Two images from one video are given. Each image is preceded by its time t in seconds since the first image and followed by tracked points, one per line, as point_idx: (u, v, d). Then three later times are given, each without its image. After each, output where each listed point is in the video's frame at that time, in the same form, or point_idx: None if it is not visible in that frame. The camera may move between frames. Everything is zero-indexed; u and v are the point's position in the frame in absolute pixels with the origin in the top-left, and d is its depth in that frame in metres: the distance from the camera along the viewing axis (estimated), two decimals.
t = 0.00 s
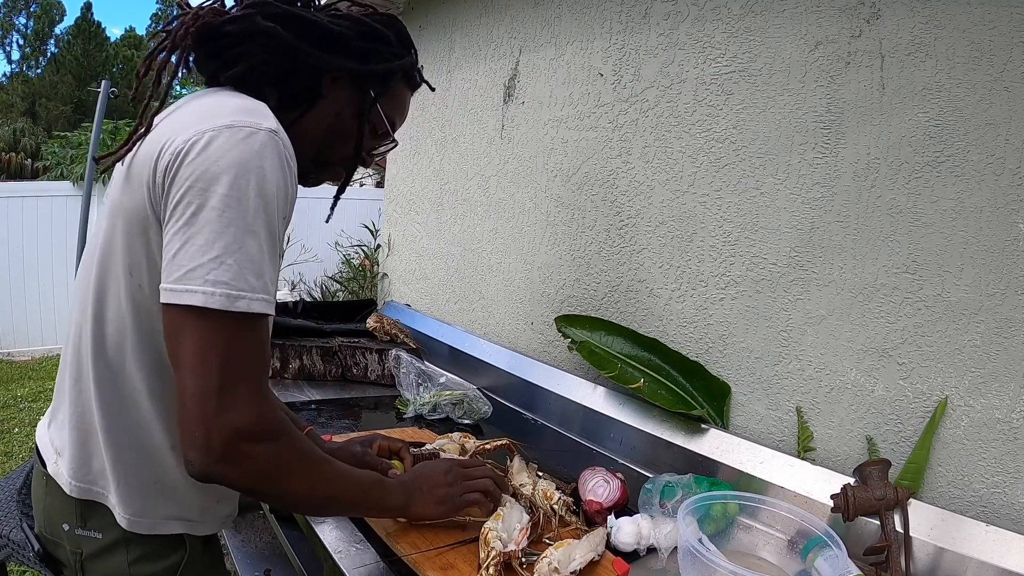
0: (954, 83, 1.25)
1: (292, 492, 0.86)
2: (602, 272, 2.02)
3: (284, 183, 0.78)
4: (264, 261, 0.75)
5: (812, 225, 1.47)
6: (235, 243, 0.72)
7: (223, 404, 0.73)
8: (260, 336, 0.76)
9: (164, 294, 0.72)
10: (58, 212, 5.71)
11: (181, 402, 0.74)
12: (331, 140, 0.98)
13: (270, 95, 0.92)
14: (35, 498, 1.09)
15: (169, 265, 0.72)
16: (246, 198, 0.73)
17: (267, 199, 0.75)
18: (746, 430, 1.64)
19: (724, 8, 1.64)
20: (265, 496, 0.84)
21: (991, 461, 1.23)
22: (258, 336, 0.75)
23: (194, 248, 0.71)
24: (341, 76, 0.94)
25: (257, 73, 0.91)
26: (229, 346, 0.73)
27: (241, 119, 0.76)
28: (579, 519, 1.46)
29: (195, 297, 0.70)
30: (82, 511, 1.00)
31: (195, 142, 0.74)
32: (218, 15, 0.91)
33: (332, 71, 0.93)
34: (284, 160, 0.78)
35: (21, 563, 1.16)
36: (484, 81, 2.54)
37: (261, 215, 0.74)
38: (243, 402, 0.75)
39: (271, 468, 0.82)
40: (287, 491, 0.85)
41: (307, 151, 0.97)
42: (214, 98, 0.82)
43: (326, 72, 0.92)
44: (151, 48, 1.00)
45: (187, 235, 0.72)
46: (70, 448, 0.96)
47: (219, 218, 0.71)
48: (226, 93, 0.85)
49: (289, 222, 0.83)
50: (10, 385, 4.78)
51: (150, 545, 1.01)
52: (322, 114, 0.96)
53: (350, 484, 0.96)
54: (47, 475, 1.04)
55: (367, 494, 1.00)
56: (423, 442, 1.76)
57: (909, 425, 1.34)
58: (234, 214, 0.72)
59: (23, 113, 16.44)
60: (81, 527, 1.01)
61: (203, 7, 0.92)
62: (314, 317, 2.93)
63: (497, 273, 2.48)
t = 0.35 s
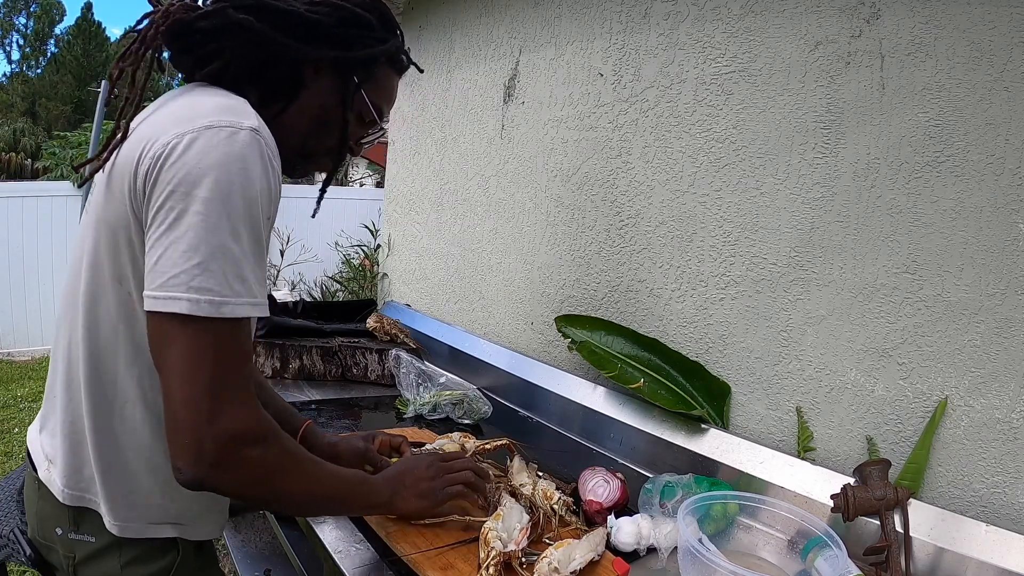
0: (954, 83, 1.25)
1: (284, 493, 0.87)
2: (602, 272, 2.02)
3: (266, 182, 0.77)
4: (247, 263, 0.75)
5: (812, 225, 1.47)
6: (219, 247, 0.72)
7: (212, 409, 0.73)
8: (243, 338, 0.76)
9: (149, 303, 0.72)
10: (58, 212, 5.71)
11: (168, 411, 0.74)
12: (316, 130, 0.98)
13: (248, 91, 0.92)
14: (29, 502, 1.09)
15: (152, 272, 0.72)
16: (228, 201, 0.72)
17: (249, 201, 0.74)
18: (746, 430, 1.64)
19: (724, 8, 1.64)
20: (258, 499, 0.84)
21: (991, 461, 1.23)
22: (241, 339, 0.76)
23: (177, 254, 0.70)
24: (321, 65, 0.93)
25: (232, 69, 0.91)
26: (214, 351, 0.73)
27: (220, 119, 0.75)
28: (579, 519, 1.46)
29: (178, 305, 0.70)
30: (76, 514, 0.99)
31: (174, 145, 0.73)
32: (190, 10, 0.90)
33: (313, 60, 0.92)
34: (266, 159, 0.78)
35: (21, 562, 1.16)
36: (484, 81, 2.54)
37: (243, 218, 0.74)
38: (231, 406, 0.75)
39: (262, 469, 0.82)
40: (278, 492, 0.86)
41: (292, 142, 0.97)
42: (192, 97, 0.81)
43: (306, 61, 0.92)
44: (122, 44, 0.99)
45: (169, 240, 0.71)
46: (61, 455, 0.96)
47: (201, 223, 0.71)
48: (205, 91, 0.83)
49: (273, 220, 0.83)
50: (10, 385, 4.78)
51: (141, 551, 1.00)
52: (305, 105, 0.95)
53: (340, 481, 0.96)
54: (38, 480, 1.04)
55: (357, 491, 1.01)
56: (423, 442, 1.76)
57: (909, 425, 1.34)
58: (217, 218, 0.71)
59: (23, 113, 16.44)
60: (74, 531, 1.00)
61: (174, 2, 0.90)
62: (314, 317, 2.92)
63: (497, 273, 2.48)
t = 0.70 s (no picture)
0: (954, 83, 1.25)
1: (276, 499, 0.87)
2: (602, 272, 2.02)
3: (250, 187, 0.77)
4: (231, 271, 0.75)
5: (812, 225, 1.47)
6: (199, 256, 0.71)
7: (198, 418, 0.74)
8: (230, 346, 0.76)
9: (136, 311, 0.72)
10: (58, 212, 5.71)
11: (156, 418, 0.74)
12: (310, 127, 0.98)
13: (238, 90, 0.93)
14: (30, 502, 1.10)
15: (138, 281, 0.72)
16: (208, 209, 0.71)
17: (232, 208, 0.74)
18: (746, 430, 1.64)
19: (724, 8, 1.64)
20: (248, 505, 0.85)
21: (991, 461, 1.23)
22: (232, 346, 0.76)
23: (158, 264, 0.71)
24: (313, 59, 0.93)
25: (220, 68, 0.91)
26: (198, 359, 0.73)
27: (201, 123, 0.75)
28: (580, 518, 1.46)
29: (163, 316, 0.71)
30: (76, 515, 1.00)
31: (154, 151, 0.73)
32: (177, 9, 0.90)
33: (304, 56, 0.92)
34: (249, 164, 0.77)
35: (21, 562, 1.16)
36: (484, 81, 2.54)
37: (226, 227, 0.73)
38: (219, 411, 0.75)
39: (252, 477, 0.82)
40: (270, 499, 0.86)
41: (286, 139, 0.97)
42: (176, 100, 0.80)
43: (297, 57, 0.91)
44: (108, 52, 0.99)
45: (151, 250, 0.71)
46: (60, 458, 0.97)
47: (181, 232, 0.70)
48: (189, 93, 0.83)
49: (261, 222, 0.82)
50: (10, 385, 4.78)
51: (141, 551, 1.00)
52: (298, 101, 0.95)
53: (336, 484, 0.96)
54: (38, 482, 1.05)
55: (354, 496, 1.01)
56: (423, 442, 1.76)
57: (909, 425, 1.34)
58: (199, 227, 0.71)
59: (23, 113, 16.45)
60: (73, 531, 1.01)
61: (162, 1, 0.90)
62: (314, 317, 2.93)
63: (497, 273, 2.48)
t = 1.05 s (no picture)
0: (954, 83, 1.25)
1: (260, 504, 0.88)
2: (603, 272, 2.02)
3: (218, 197, 0.76)
4: (196, 284, 0.74)
5: (812, 225, 1.48)
6: (161, 270, 0.71)
7: (163, 433, 0.75)
8: (197, 356, 0.75)
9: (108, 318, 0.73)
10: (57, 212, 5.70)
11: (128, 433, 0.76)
12: (304, 122, 0.98)
13: (226, 88, 0.92)
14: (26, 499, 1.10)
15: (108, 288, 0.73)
16: (170, 224, 0.71)
17: (197, 220, 0.73)
18: (746, 430, 1.64)
19: (724, 8, 1.64)
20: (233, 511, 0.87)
21: (991, 460, 1.23)
22: (194, 356, 0.75)
23: (125, 276, 0.71)
24: (305, 53, 0.92)
25: (208, 68, 0.91)
26: (161, 374, 0.73)
27: (169, 133, 0.75)
28: (580, 518, 1.46)
29: (127, 327, 0.71)
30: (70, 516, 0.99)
31: (121, 162, 0.73)
32: (157, 11, 0.89)
33: (294, 50, 0.91)
34: (217, 175, 0.76)
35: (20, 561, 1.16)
36: (484, 81, 2.54)
37: (191, 240, 0.72)
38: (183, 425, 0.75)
39: (230, 486, 0.83)
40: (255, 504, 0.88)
41: (281, 134, 0.98)
42: (151, 105, 0.81)
43: (286, 52, 0.91)
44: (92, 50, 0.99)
45: (118, 261, 0.72)
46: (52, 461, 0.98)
47: (145, 245, 0.70)
48: (167, 98, 0.83)
49: (234, 230, 0.82)
50: (10, 385, 4.78)
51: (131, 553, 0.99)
52: (290, 97, 0.95)
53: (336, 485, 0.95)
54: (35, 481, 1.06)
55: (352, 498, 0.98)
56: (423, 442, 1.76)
57: (909, 425, 1.34)
58: (162, 239, 0.70)
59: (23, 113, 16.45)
60: (68, 529, 1.01)
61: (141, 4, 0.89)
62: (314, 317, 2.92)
63: (497, 273, 2.48)
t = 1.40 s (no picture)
0: (954, 83, 1.25)
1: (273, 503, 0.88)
2: (602, 272, 2.02)
3: (232, 187, 0.76)
4: (211, 272, 0.74)
5: (812, 225, 1.48)
6: (178, 257, 0.71)
7: (187, 424, 0.74)
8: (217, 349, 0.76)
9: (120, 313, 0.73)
10: (57, 212, 5.70)
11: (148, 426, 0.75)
12: (305, 122, 0.98)
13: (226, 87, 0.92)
14: (25, 496, 1.10)
15: (121, 282, 0.73)
16: (186, 211, 0.71)
17: (212, 208, 0.73)
18: (746, 430, 1.64)
19: (724, 8, 1.64)
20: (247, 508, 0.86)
21: (991, 460, 1.23)
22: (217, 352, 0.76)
23: (140, 266, 0.71)
24: (305, 53, 0.92)
25: (208, 68, 0.91)
26: (185, 365, 0.73)
27: (182, 125, 0.75)
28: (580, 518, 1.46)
29: (144, 317, 0.71)
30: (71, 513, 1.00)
31: (136, 154, 0.73)
32: (159, 12, 0.90)
33: (294, 50, 0.91)
34: (230, 166, 0.76)
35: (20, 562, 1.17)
36: (484, 81, 2.54)
37: (206, 228, 0.72)
38: (207, 419, 0.76)
39: (248, 481, 0.83)
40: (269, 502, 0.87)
41: (281, 134, 0.97)
42: (161, 101, 0.81)
43: (286, 52, 0.91)
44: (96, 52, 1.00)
45: (134, 252, 0.72)
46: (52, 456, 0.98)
47: (161, 233, 0.70)
48: (176, 95, 0.84)
49: (246, 222, 0.82)
50: (10, 385, 4.78)
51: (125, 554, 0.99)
52: (290, 97, 0.95)
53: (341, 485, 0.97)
54: (33, 476, 1.06)
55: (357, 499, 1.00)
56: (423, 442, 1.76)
57: (909, 425, 1.34)
58: (176, 227, 0.70)
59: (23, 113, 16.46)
60: (67, 527, 1.01)
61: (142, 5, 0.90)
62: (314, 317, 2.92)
63: (497, 273, 2.48)
